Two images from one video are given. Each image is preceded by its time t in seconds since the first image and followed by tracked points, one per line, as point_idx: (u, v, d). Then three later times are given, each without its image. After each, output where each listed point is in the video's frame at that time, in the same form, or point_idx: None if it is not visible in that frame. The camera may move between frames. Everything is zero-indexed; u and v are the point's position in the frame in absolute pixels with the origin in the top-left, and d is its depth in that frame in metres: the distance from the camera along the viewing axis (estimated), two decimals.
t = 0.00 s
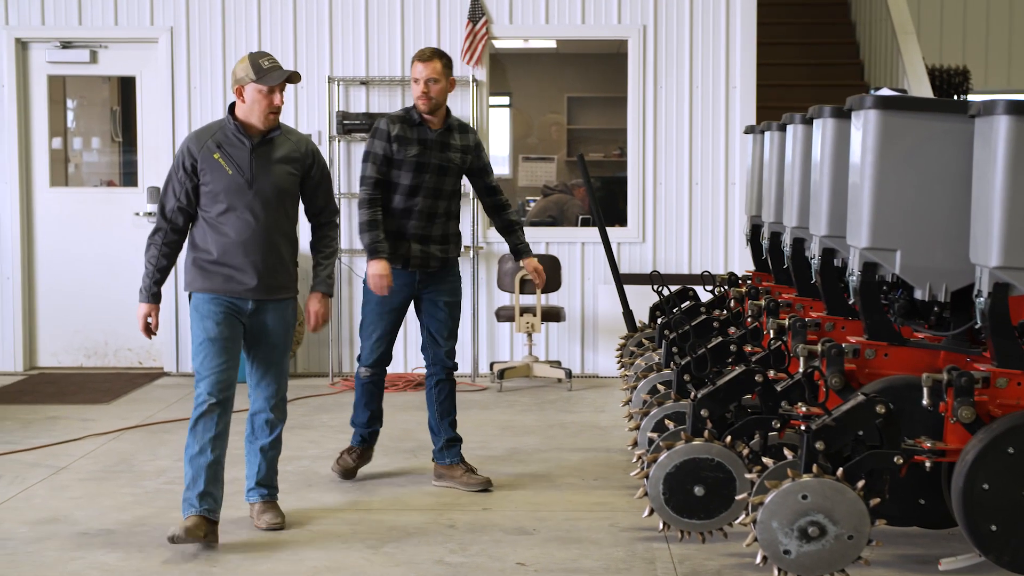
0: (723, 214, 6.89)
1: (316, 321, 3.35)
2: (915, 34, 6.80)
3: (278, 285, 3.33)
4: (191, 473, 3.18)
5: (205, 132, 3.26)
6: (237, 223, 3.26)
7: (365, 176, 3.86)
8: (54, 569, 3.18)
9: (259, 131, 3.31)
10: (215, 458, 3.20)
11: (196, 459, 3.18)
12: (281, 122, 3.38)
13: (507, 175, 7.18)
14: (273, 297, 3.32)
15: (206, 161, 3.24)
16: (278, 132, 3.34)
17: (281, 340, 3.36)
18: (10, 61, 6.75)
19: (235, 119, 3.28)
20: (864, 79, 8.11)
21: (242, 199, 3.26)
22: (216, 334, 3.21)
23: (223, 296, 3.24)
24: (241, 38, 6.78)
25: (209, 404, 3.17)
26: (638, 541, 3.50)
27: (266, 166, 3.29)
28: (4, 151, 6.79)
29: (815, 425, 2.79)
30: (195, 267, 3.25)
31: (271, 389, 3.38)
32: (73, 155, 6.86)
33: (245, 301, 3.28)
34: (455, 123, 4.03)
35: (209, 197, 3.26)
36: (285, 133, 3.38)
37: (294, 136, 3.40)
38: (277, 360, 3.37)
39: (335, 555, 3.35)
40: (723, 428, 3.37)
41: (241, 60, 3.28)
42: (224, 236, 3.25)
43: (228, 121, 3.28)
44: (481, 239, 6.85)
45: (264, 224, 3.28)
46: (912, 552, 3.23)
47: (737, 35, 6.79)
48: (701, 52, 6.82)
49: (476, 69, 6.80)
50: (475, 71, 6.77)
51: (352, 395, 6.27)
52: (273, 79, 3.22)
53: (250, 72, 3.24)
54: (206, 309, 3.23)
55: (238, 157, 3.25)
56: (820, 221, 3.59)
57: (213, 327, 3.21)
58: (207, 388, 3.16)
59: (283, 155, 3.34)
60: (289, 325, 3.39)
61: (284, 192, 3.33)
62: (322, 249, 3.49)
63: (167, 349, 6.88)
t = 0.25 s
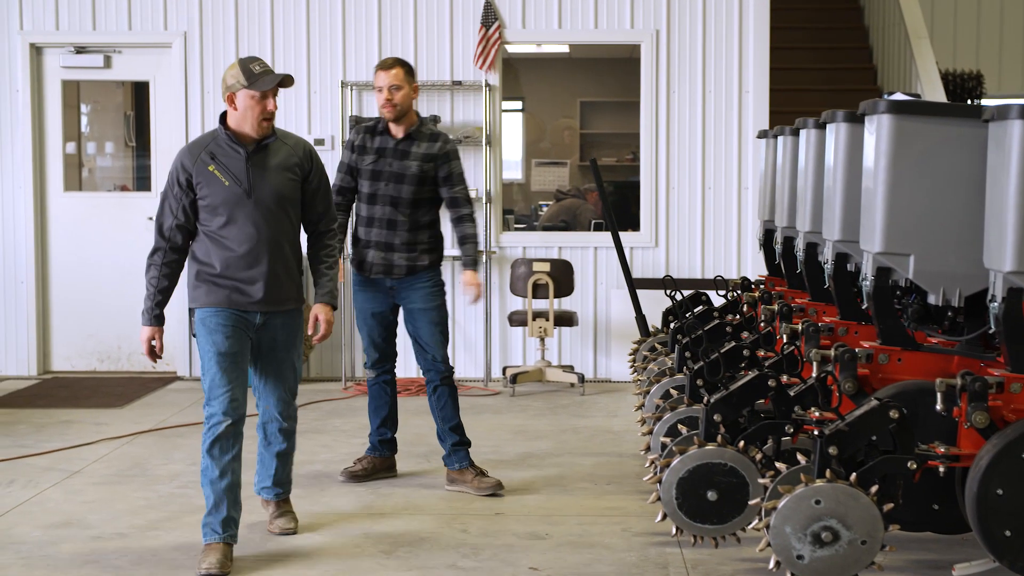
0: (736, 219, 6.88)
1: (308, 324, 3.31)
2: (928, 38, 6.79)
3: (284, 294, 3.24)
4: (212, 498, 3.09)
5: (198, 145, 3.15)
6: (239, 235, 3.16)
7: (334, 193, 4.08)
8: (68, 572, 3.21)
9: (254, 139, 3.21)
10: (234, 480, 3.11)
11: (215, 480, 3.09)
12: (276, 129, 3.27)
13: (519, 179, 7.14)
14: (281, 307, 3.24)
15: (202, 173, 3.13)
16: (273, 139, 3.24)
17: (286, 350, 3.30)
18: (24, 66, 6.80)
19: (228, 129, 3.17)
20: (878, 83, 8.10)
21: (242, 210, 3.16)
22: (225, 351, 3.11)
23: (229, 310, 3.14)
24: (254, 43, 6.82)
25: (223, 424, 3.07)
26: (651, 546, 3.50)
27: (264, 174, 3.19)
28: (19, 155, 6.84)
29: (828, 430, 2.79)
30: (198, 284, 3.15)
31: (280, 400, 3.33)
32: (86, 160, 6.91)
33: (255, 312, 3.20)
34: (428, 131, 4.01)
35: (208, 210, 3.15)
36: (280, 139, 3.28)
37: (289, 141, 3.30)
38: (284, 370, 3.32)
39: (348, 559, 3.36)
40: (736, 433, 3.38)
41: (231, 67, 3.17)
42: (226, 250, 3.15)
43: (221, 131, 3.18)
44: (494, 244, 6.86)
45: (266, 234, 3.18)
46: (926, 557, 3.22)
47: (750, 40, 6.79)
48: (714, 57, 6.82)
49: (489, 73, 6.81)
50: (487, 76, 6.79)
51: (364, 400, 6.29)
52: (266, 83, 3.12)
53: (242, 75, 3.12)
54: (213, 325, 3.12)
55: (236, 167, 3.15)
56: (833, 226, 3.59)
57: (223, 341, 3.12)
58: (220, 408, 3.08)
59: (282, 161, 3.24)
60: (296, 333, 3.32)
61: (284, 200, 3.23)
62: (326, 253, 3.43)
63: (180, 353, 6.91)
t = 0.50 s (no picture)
0: (744, 221, 6.88)
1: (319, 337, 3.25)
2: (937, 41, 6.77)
3: (286, 288, 3.08)
4: (219, 505, 3.02)
5: (191, 134, 3.02)
6: (236, 227, 3.01)
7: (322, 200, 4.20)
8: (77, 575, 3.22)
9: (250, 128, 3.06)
10: (241, 486, 3.03)
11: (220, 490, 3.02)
12: (270, 116, 3.12)
13: (527, 182, 7.07)
14: (282, 304, 3.07)
15: (196, 164, 2.99)
16: (270, 127, 3.10)
17: (292, 347, 3.07)
18: (34, 69, 6.83)
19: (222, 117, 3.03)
20: (886, 86, 8.08)
21: (237, 202, 3.02)
22: (220, 359, 2.99)
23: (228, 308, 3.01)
24: (263, 46, 6.84)
25: (223, 433, 2.98)
26: (659, 548, 3.50)
27: (262, 163, 3.04)
28: (28, 158, 6.87)
29: (836, 433, 2.79)
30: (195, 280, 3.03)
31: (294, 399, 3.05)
32: (95, 163, 6.93)
33: (251, 311, 3.03)
34: (388, 132, 3.98)
35: (202, 203, 3.02)
36: (276, 128, 3.13)
37: (286, 130, 3.16)
38: (294, 369, 3.06)
39: (356, 562, 3.37)
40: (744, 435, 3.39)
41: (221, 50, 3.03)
42: (223, 243, 3.02)
43: (215, 120, 3.04)
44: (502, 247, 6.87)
45: (265, 226, 3.04)
46: (935, 560, 3.21)
47: (758, 42, 6.79)
48: (722, 60, 6.81)
49: (497, 76, 6.82)
50: (495, 78, 6.80)
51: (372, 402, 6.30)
52: (238, 67, 2.94)
53: (226, 61, 2.97)
54: (209, 331, 3.00)
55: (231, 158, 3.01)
56: (842, 228, 3.59)
57: (218, 347, 3.00)
58: (217, 418, 2.98)
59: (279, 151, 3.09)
60: (302, 328, 3.11)
61: (282, 190, 3.08)
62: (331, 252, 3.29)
63: (188, 356, 6.93)
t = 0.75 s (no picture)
0: (748, 226, 6.88)
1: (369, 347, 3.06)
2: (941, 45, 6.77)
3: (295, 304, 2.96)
4: (223, 512, 3.03)
5: (204, 140, 2.93)
6: (245, 239, 2.91)
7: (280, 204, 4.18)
8: None
9: (264, 135, 2.95)
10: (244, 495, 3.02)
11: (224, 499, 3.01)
12: (283, 122, 3.03)
13: (531, 187, 7.07)
14: (290, 321, 2.95)
15: (207, 171, 2.91)
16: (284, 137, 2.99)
17: (298, 364, 2.92)
18: (38, 74, 6.85)
19: (235, 123, 2.94)
20: (890, 91, 8.08)
21: (246, 212, 2.91)
22: (225, 376, 2.93)
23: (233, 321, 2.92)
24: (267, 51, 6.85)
25: (227, 447, 2.96)
26: (663, 553, 3.49)
27: (275, 174, 2.94)
28: (33, 163, 6.89)
29: (841, 438, 2.78)
30: (200, 291, 2.94)
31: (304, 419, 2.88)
32: (99, 167, 6.94)
33: (258, 326, 2.93)
34: (339, 138, 3.95)
35: (212, 211, 2.92)
36: (292, 138, 3.03)
37: (302, 142, 3.05)
38: (301, 387, 2.90)
39: (361, 566, 3.37)
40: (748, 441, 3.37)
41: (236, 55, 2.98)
42: (232, 254, 2.91)
43: (228, 127, 2.95)
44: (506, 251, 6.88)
45: (275, 238, 2.92)
46: (940, 566, 3.21)
47: (762, 47, 6.79)
48: (726, 65, 6.82)
49: (501, 80, 6.84)
50: (500, 83, 6.81)
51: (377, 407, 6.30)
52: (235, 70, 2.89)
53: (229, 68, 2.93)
54: (214, 347, 2.94)
55: (243, 165, 2.91)
56: (846, 233, 3.59)
57: (223, 363, 2.93)
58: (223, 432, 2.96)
59: (293, 161, 2.98)
60: (312, 343, 2.97)
61: (294, 202, 2.96)
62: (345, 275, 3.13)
63: (192, 361, 6.94)
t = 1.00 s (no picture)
0: (751, 234, 6.88)
1: (443, 344, 3.06)
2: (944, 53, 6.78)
3: (322, 319, 2.88)
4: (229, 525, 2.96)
5: (237, 147, 2.87)
6: (274, 249, 2.83)
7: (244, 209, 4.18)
8: None
9: (298, 144, 2.89)
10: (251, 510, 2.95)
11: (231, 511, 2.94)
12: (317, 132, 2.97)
13: (534, 195, 7.06)
14: (317, 337, 2.86)
15: (240, 178, 2.84)
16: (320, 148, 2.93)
17: (320, 385, 2.81)
18: (42, 82, 6.88)
19: (268, 131, 2.88)
20: (893, 99, 8.09)
21: (277, 222, 2.83)
22: (243, 392, 2.85)
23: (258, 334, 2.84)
24: (270, 59, 6.87)
25: (239, 463, 2.89)
26: (666, 561, 3.49)
27: (308, 184, 2.87)
28: (37, 171, 6.91)
29: (844, 446, 2.78)
30: (226, 301, 2.86)
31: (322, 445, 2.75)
32: (103, 175, 6.96)
33: (283, 340, 2.84)
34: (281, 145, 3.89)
35: (242, 220, 2.85)
36: (327, 150, 2.97)
37: (337, 155, 2.98)
38: (320, 410, 2.79)
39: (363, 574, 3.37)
40: (751, 448, 3.36)
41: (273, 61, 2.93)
42: (259, 264, 2.83)
43: (263, 135, 2.89)
44: (510, 259, 6.89)
45: (305, 249, 2.84)
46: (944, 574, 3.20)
47: (765, 55, 6.80)
48: (729, 73, 6.83)
49: (504, 88, 6.85)
50: (503, 91, 6.82)
51: (380, 415, 6.30)
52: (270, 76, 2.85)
53: (262, 76, 2.88)
54: (234, 361, 2.86)
55: (276, 174, 2.84)
56: (849, 241, 3.58)
57: (242, 378, 2.85)
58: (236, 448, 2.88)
59: (327, 171, 2.91)
60: (334, 365, 2.86)
61: (327, 214, 2.89)
62: (395, 281, 3.09)
63: (195, 369, 6.95)
